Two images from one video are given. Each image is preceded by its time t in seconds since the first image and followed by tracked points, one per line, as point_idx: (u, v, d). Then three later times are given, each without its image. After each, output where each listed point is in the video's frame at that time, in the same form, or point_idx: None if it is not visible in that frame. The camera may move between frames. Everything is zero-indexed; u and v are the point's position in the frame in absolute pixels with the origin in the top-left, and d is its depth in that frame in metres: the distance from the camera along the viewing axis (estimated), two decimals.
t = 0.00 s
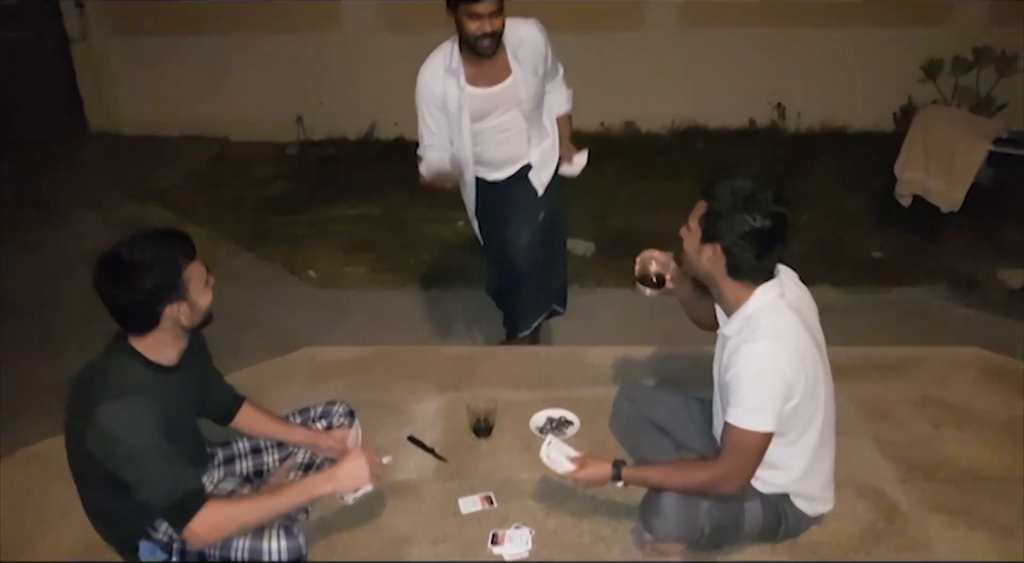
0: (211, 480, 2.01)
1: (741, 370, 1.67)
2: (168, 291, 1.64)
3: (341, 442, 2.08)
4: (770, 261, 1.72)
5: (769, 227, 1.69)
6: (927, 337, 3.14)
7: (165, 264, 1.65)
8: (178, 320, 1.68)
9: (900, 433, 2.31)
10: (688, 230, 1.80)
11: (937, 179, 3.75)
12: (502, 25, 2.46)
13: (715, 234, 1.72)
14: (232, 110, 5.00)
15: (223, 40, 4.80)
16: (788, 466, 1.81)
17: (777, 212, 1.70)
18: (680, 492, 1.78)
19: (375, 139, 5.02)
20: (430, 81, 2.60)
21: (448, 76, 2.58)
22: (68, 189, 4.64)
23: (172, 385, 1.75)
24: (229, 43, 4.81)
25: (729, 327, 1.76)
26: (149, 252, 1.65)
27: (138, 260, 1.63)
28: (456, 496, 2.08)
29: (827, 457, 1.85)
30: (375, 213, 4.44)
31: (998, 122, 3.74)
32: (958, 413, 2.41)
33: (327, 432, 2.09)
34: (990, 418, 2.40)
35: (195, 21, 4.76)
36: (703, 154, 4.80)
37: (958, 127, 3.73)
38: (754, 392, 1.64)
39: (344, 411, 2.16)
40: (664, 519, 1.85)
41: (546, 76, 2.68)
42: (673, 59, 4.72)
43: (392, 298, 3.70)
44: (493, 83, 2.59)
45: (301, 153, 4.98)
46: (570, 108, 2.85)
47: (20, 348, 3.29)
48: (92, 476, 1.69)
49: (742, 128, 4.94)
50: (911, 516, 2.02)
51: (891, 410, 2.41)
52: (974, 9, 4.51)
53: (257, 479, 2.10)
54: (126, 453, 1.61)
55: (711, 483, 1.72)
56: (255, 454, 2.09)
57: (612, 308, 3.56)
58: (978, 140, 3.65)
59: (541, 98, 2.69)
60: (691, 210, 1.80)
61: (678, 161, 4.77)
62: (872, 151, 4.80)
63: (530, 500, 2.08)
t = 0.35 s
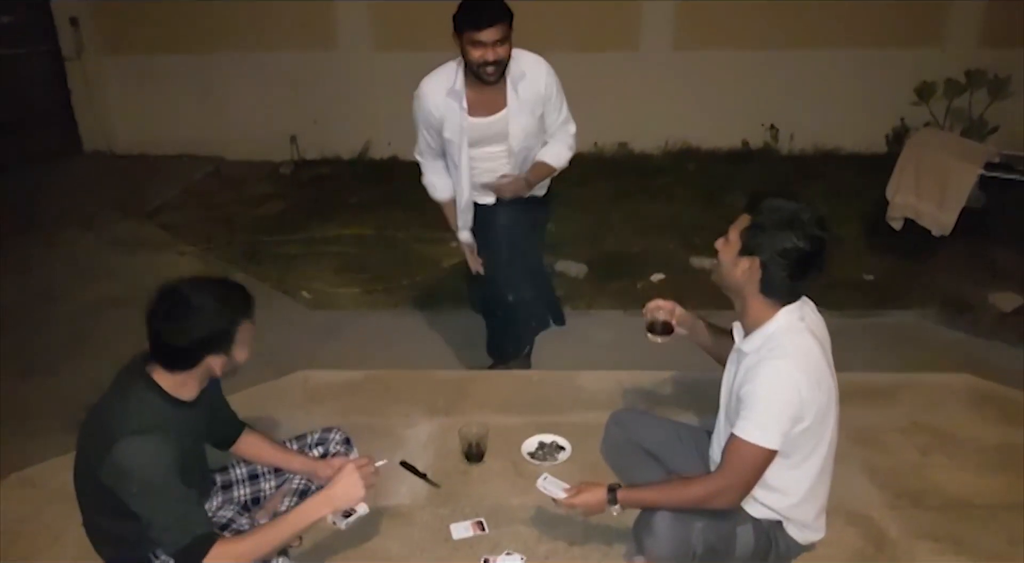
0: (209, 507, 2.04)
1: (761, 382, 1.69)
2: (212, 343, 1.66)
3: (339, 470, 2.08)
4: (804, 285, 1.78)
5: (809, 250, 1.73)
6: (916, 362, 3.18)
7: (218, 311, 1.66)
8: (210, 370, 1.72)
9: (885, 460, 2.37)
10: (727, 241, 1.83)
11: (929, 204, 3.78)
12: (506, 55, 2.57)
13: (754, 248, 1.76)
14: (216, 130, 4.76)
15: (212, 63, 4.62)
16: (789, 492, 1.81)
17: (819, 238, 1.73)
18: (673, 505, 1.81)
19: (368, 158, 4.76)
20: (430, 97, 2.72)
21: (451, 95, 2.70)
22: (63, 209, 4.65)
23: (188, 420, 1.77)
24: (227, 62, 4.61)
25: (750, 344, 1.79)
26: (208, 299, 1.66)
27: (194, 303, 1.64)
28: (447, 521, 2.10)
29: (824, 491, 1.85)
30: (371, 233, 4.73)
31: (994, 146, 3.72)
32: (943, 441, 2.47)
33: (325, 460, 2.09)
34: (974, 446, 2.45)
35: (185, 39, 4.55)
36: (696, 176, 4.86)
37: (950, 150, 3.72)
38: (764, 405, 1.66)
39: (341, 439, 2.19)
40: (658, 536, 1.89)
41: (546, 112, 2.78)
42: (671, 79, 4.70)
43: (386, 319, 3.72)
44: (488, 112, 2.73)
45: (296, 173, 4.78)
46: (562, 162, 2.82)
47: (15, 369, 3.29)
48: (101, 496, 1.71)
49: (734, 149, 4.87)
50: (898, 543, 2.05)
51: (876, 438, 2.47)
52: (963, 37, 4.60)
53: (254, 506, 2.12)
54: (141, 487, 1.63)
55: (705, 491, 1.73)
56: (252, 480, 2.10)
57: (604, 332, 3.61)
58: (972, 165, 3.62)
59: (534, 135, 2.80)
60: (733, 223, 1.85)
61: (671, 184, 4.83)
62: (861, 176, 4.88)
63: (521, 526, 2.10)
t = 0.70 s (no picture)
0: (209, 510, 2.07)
1: (777, 369, 1.83)
2: (220, 345, 1.81)
3: (340, 477, 2.16)
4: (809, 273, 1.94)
5: (802, 240, 1.91)
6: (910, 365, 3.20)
7: (224, 318, 1.82)
8: (212, 374, 1.84)
9: (880, 465, 2.40)
10: (731, 261, 1.97)
11: (923, 208, 3.79)
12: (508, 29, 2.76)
13: (765, 257, 1.91)
14: (213, 130, 4.78)
15: (208, 63, 4.64)
16: (794, 486, 1.93)
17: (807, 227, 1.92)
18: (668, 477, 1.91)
19: (364, 160, 4.78)
20: (434, 57, 2.99)
21: (451, 57, 2.94)
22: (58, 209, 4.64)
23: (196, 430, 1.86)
24: (225, 65, 4.64)
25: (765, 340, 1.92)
26: (220, 307, 1.83)
27: (206, 309, 1.82)
28: (443, 524, 2.12)
29: (825, 492, 1.98)
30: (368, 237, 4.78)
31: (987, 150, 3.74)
32: (936, 445, 2.50)
33: (324, 466, 2.16)
34: (967, 452, 2.48)
35: (180, 41, 4.59)
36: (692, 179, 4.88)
37: (945, 156, 3.76)
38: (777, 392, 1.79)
39: (339, 444, 2.25)
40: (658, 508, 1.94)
41: (542, 109, 2.96)
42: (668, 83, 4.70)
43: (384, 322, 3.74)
44: (484, 86, 2.94)
45: (292, 174, 4.83)
46: (563, 162, 2.97)
47: (12, 371, 3.30)
48: (116, 499, 1.78)
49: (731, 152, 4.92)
50: (889, 547, 2.08)
51: (870, 443, 2.49)
52: (960, 41, 4.62)
53: (253, 512, 2.14)
54: (154, 493, 1.73)
55: (701, 464, 1.83)
56: (252, 484, 2.15)
57: (600, 334, 3.65)
58: (965, 171, 3.65)
59: (529, 123, 2.98)
60: (726, 240, 1.98)
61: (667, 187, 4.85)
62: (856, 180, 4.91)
63: (517, 529, 2.11)
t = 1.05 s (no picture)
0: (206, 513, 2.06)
1: (778, 344, 1.86)
2: (183, 336, 1.67)
3: (336, 475, 2.16)
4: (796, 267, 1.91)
5: (788, 235, 1.89)
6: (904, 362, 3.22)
7: (182, 308, 1.68)
8: (187, 366, 1.70)
9: (874, 463, 2.42)
10: (723, 265, 1.92)
11: (916, 203, 3.80)
12: None
13: (760, 258, 1.88)
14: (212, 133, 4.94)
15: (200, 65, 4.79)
16: (802, 460, 1.97)
17: (791, 222, 1.90)
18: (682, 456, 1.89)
19: (360, 158, 4.93)
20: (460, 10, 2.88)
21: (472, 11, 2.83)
22: (53, 208, 4.69)
23: (185, 429, 1.76)
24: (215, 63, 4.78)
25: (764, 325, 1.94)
26: (182, 293, 1.69)
27: (168, 296, 1.68)
28: (440, 525, 2.13)
29: (835, 463, 2.02)
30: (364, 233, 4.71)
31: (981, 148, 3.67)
32: (930, 442, 2.52)
33: (321, 465, 2.17)
34: (960, 449, 2.50)
35: (172, 41, 4.74)
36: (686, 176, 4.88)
37: (939, 151, 3.76)
38: (784, 362, 1.82)
39: (335, 445, 2.25)
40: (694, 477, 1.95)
41: (540, 88, 2.74)
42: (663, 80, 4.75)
43: (380, 320, 3.75)
44: (494, 45, 2.77)
45: (288, 172, 4.94)
46: (535, 171, 2.81)
47: (8, 373, 3.30)
48: (101, 492, 1.68)
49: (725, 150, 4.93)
50: (884, 545, 2.10)
51: (864, 441, 2.51)
52: (952, 39, 4.65)
53: (249, 513, 2.14)
54: (146, 488, 1.64)
55: (718, 436, 1.83)
56: (248, 486, 2.15)
57: (595, 332, 3.65)
58: (959, 169, 3.62)
59: (524, 102, 2.79)
60: (715, 245, 1.94)
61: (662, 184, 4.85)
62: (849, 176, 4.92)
63: (513, 529, 2.12)
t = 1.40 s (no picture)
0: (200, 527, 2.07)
1: (772, 351, 1.91)
2: (151, 346, 1.85)
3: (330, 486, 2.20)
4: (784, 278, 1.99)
5: (773, 247, 1.96)
6: (897, 367, 3.23)
7: (145, 318, 1.86)
8: (158, 375, 1.86)
9: (869, 468, 2.43)
10: (712, 278, 1.99)
11: (907, 210, 3.82)
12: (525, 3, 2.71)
13: (749, 270, 1.95)
14: (202, 142, 4.77)
15: (187, 75, 4.63)
16: (798, 467, 2.01)
17: (775, 235, 1.97)
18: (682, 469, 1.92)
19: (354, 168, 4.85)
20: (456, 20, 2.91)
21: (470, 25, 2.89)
22: (43, 224, 4.63)
23: (168, 437, 1.92)
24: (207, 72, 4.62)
25: (755, 333, 2.00)
26: (144, 304, 1.88)
27: (133, 309, 1.87)
28: (437, 537, 2.14)
29: (829, 471, 2.06)
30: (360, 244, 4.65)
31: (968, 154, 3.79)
32: (924, 448, 2.53)
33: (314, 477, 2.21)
34: (955, 453, 2.51)
35: (162, 51, 4.58)
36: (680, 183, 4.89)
37: (928, 159, 3.80)
38: (780, 370, 1.87)
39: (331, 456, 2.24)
40: (687, 487, 2.00)
41: (550, 102, 2.88)
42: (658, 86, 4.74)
43: (375, 330, 3.73)
44: (498, 59, 2.86)
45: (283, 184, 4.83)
46: (554, 178, 2.96)
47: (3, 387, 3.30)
48: (92, 506, 1.81)
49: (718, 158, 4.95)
50: (878, 551, 2.11)
51: (858, 446, 2.53)
52: (941, 45, 4.69)
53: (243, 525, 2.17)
54: (125, 498, 1.76)
55: (715, 446, 1.85)
56: (242, 499, 2.17)
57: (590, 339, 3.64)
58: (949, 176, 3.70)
59: (535, 114, 2.90)
60: (703, 259, 2.00)
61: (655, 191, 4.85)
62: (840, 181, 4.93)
63: (510, 540, 2.13)
